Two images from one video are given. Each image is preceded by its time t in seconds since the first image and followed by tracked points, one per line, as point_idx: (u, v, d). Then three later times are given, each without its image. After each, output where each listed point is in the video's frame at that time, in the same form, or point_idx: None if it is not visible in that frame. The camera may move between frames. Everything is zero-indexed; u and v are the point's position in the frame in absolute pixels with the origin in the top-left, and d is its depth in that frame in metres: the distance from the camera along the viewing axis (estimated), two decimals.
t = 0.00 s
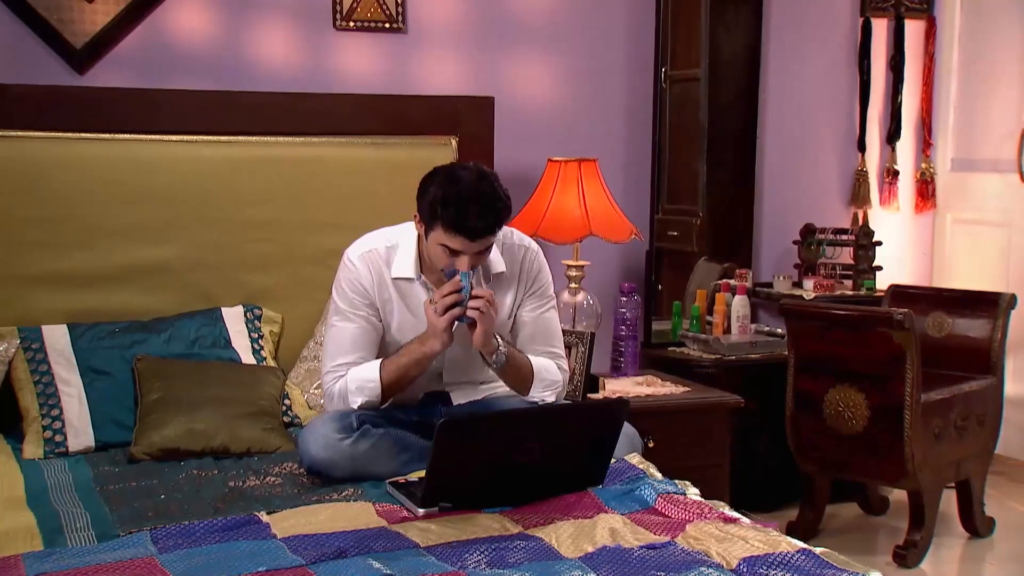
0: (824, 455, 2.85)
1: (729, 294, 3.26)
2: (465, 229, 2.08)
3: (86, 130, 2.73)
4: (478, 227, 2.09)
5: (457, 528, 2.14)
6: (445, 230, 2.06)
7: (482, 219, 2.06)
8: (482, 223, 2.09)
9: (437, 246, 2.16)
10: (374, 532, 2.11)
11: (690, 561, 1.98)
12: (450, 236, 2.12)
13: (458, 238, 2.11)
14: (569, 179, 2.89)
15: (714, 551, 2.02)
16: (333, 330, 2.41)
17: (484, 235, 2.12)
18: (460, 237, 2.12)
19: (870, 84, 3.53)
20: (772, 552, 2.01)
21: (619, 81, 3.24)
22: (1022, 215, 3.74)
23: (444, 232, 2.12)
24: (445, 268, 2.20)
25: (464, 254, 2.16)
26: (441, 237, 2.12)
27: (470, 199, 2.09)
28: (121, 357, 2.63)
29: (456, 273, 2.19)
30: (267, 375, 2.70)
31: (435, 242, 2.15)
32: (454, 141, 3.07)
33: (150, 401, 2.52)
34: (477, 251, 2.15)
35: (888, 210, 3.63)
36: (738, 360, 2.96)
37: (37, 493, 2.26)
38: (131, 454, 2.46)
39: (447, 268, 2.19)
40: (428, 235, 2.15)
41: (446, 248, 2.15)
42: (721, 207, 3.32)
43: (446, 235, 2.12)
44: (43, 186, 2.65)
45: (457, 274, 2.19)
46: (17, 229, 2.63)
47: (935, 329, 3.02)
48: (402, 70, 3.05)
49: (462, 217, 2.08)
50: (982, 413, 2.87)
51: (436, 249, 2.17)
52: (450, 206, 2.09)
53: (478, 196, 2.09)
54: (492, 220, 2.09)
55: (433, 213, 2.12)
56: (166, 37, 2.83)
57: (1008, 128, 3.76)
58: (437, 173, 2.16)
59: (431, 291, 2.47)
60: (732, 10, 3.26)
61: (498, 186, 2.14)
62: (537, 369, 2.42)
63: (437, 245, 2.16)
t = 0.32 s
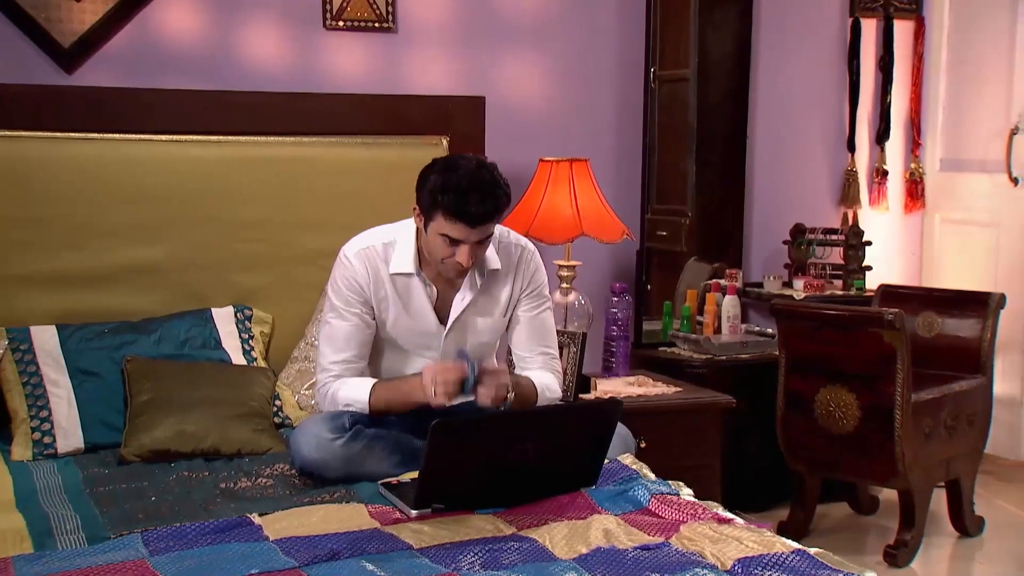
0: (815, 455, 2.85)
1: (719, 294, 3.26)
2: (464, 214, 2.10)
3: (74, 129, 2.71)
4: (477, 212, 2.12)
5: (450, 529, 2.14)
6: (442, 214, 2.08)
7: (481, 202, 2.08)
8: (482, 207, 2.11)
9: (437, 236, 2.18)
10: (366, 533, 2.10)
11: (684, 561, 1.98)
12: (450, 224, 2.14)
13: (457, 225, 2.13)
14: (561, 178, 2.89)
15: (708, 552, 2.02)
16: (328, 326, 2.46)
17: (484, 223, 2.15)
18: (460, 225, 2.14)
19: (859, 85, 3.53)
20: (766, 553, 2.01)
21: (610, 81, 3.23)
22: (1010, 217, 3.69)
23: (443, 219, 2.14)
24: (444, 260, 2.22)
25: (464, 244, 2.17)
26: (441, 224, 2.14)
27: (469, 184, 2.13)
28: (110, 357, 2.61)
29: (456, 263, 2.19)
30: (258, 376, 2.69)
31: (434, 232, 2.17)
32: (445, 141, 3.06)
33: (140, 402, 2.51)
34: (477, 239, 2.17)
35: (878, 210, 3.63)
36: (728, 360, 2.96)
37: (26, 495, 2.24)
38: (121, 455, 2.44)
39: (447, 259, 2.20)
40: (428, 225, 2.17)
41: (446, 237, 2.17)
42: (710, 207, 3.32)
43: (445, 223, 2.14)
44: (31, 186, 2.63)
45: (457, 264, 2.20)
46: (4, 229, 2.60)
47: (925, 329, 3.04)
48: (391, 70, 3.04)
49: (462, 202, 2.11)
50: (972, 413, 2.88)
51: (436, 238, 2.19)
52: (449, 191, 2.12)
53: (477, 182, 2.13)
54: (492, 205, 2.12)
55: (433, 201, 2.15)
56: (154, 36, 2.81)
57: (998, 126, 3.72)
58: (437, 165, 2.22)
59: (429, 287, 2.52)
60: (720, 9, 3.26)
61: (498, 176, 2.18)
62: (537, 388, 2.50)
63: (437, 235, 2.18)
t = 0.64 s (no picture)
0: (797, 454, 2.88)
1: (702, 294, 3.20)
2: (458, 207, 2.15)
3: (57, 131, 2.69)
4: (470, 206, 2.16)
5: (438, 530, 2.15)
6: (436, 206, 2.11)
7: (476, 195, 2.13)
8: (476, 202, 2.16)
9: (431, 231, 2.23)
10: (354, 535, 2.11)
11: (672, 562, 2.00)
12: (444, 218, 2.18)
13: (452, 220, 2.18)
14: (546, 179, 2.90)
15: (696, 553, 2.04)
16: (318, 325, 2.50)
17: (477, 219, 2.19)
18: (454, 220, 2.18)
19: (838, 87, 3.57)
20: (754, 553, 2.03)
21: (594, 82, 3.24)
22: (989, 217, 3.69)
23: (438, 213, 2.18)
24: (438, 257, 2.26)
25: (458, 240, 2.21)
26: (435, 218, 2.18)
27: (463, 179, 2.18)
28: (95, 360, 2.60)
29: (450, 260, 2.23)
30: (243, 378, 2.69)
31: (428, 227, 2.22)
32: (430, 143, 3.07)
33: (126, 404, 2.51)
34: (470, 235, 2.21)
35: (858, 211, 3.66)
36: (711, 360, 2.98)
37: (11, 499, 2.24)
38: (106, 458, 2.44)
39: (440, 255, 2.23)
40: (422, 220, 2.22)
41: (439, 233, 2.21)
42: (693, 208, 3.34)
43: (439, 218, 2.19)
44: (13, 188, 2.61)
45: (450, 261, 2.23)
46: None
47: (905, 329, 3.07)
48: (375, 72, 3.04)
49: (456, 196, 2.15)
50: (951, 412, 2.92)
51: (430, 233, 2.23)
52: (443, 185, 2.17)
53: (471, 177, 2.18)
54: (485, 200, 2.17)
55: (427, 196, 2.19)
56: (138, 37, 2.80)
57: (976, 127, 3.70)
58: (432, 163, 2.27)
59: (418, 286, 2.59)
60: (700, 11, 3.28)
61: (492, 175, 2.24)
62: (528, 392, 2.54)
63: (431, 230, 2.22)
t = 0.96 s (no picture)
0: (775, 456, 2.91)
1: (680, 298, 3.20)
2: (438, 204, 2.16)
3: (35, 135, 2.67)
4: (450, 203, 2.17)
5: (423, 536, 2.16)
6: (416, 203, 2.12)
7: (454, 190, 2.14)
8: (455, 198, 2.17)
9: (412, 231, 2.23)
10: (338, 541, 2.11)
11: (658, 566, 2.01)
12: (424, 216, 2.19)
13: (432, 217, 2.19)
14: (528, 183, 2.91)
15: (682, 556, 2.06)
16: (300, 329, 2.50)
17: (457, 215, 2.20)
18: (434, 217, 2.19)
19: (815, 92, 3.60)
20: (739, 556, 2.05)
21: (574, 86, 3.25)
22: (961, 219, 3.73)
23: (418, 212, 2.19)
24: (418, 257, 2.26)
25: (438, 239, 2.22)
26: (415, 216, 2.19)
27: (442, 177, 2.19)
28: (74, 365, 2.58)
29: (431, 260, 2.23)
30: (224, 383, 2.68)
31: (409, 227, 2.22)
32: (411, 147, 3.07)
33: (106, 409, 2.49)
34: (451, 233, 2.22)
35: (834, 215, 3.70)
36: (690, 363, 2.99)
37: None
38: (87, 464, 2.43)
39: (421, 254, 2.24)
40: (402, 220, 2.23)
41: (420, 232, 2.22)
42: (670, 211, 3.36)
43: (418, 217, 2.20)
44: None
45: (431, 260, 2.23)
46: None
47: (881, 331, 3.11)
48: (355, 75, 3.03)
49: (435, 193, 2.17)
50: (927, 414, 2.96)
51: (410, 232, 2.24)
52: (422, 184, 2.18)
53: (450, 175, 2.20)
54: (465, 196, 2.18)
55: (407, 195, 2.20)
56: (117, 40, 2.78)
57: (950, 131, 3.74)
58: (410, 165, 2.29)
59: (400, 290, 2.59)
60: (676, 16, 3.30)
61: (470, 173, 2.25)
62: (513, 396, 2.56)
63: (412, 230, 2.23)
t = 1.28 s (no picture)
0: (749, 460, 2.95)
1: (654, 304, 3.21)
2: (412, 203, 2.18)
3: (9, 142, 2.65)
4: (425, 202, 2.20)
5: (404, 543, 2.17)
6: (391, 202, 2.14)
7: (429, 189, 2.17)
8: (430, 197, 2.19)
9: (387, 232, 2.25)
10: (319, 549, 2.11)
11: (640, 571, 2.03)
12: (399, 216, 2.21)
13: (407, 217, 2.20)
14: (505, 190, 2.92)
15: (663, 562, 2.07)
16: (278, 335, 2.50)
17: (432, 215, 2.22)
18: (409, 217, 2.21)
19: (785, 101, 3.64)
20: (720, 561, 2.07)
21: (549, 93, 3.27)
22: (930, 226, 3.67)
23: (393, 212, 2.21)
24: (394, 258, 2.27)
25: (413, 239, 2.23)
26: (390, 216, 2.21)
27: (416, 177, 2.21)
28: (49, 373, 2.56)
29: (407, 260, 2.24)
30: (201, 391, 2.67)
31: (384, 228, 2.24)
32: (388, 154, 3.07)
33: (82, 417, 2.48)
34: (426, 234, 2.23)
35: (805, 221, 3.74)
36: (665, 368, 3.02)
37: None
38: (62, 473, 2.41)
39: (397, 255, 2.25)
40: (377, 221, 2.25)
41: (395, 232, 2.23)
42: (644, 216, 3.38)
43: (393, 217, 2.22)
44: None
45: (407, 261, 2.25)
46: None
47: (853, 336, 3.16)
48: (330, 83, 3.03)
49: (410, 193, 2.19)
50: (898, 416, 3.00)
51: (384, 233, 2.26)
52: (396, 184, 2.20)
53: (424, 175, 2.22)
54: (439, 196, 2.20)
55: (382, 196, 2.22)
56: (92, 46, 2.76)
57: (918, 137, 3.73)
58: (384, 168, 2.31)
59: (377, 295, 2.59)
60: (648, 25, 3.32)
61: (444, 175, 2.28)
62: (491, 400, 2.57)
63: (387, 231, 2.24)
